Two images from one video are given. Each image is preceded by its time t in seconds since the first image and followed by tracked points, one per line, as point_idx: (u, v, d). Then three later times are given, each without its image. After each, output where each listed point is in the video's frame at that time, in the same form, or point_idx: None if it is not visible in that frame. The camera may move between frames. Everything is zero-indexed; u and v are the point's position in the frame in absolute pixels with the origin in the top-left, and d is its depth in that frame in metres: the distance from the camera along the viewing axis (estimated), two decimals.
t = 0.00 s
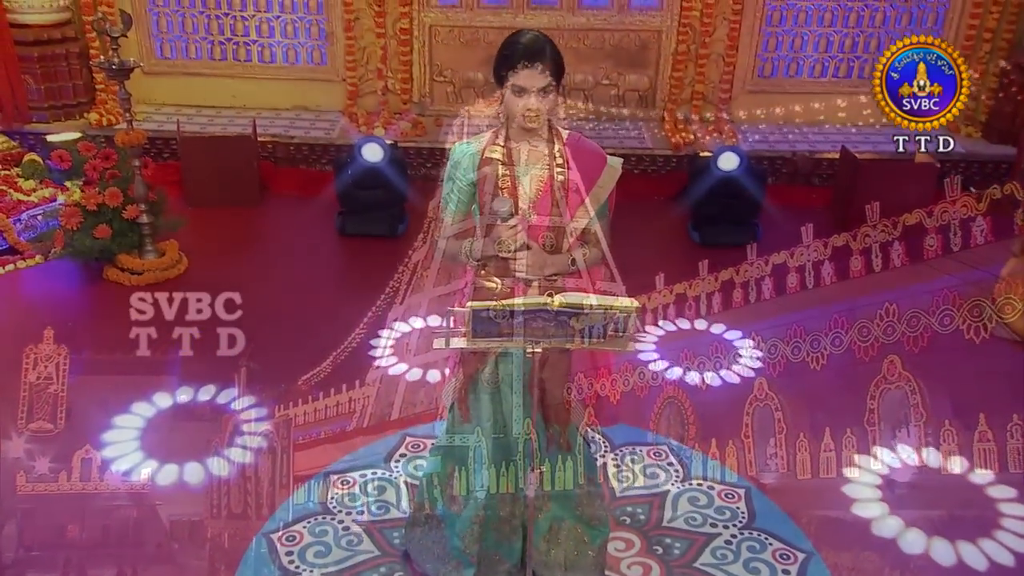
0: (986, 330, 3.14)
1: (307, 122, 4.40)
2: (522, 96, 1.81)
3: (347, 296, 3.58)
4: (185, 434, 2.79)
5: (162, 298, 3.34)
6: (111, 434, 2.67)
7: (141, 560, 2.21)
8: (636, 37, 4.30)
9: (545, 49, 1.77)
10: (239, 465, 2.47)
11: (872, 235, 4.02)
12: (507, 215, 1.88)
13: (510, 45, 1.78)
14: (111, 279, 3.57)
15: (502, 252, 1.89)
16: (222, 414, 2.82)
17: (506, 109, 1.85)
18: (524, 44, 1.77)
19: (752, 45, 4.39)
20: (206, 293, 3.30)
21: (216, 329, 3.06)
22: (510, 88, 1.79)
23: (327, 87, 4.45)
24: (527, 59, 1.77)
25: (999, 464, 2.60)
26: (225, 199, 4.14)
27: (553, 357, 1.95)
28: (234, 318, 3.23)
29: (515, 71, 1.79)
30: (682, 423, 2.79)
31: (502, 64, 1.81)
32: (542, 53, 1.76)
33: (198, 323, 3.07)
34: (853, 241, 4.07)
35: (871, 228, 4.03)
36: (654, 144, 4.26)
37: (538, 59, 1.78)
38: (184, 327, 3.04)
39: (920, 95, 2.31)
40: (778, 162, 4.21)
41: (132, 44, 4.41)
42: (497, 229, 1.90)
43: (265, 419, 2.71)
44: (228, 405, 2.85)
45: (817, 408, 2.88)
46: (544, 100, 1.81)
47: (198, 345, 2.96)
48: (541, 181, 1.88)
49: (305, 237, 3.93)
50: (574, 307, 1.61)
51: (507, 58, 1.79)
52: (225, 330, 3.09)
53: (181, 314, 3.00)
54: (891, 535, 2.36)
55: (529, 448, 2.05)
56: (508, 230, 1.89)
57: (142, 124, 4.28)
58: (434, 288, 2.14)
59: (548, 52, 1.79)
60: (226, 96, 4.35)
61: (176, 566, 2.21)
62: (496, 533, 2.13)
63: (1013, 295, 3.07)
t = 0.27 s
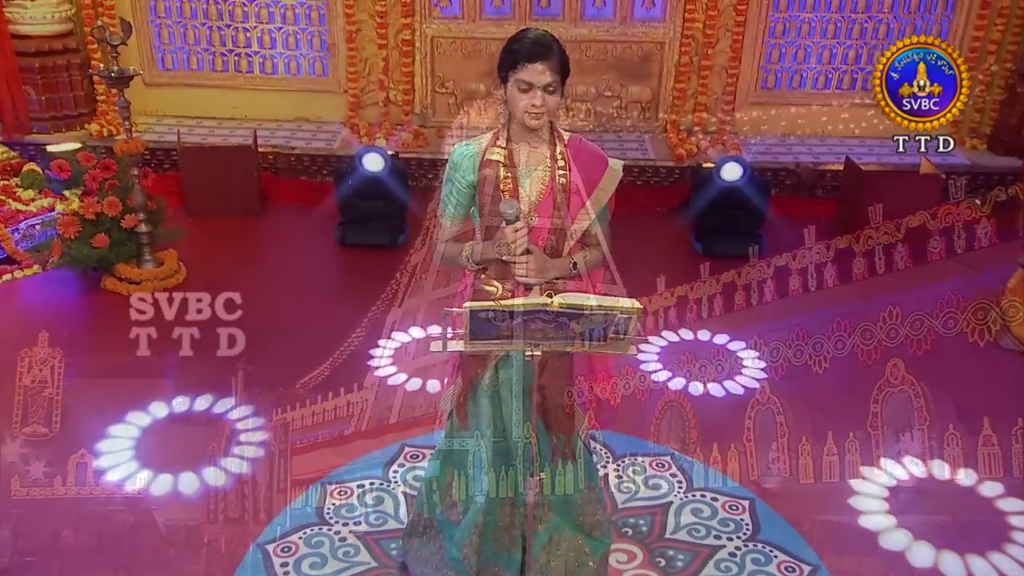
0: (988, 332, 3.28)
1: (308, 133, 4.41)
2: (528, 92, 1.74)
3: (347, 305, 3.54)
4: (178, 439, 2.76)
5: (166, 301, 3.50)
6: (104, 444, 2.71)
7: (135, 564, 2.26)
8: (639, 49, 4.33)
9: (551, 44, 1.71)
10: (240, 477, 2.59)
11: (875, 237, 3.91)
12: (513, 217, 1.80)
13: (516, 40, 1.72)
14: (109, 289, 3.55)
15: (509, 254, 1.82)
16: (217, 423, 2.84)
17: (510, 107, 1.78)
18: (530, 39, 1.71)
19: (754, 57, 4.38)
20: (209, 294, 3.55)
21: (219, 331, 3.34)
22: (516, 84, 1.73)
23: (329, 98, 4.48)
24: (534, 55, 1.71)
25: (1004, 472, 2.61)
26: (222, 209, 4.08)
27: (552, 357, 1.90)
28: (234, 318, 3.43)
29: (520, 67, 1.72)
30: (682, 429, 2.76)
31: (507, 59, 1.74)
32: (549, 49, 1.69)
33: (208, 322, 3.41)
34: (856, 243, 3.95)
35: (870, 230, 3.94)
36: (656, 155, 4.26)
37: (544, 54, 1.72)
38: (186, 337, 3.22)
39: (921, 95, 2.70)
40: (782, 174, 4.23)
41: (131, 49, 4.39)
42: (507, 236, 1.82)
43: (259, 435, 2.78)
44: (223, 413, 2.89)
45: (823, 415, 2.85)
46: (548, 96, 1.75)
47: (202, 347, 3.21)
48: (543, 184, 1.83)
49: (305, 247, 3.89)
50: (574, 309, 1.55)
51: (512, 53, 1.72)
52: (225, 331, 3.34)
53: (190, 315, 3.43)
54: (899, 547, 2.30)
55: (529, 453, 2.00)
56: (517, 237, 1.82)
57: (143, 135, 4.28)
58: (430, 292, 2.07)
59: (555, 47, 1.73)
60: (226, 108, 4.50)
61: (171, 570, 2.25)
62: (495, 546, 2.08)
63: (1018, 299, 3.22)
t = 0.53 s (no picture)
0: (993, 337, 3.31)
1: (309, 147, 4.39)
2: (529, 88, 1.71)
3: (346, 316, 3.49)
4: (172, 450, 2.72)
5: (165, 301, 3.52)
6: (97, 456, 2.69)
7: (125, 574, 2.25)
8: (641, 62, 4.30)
9: (552, 40, 1.70)
10: (231, 488, 2.56)
11: (880, 239, 3.87)
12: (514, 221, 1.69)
13: (518, 36, 1.70)
14: (105, 300, 3.52)
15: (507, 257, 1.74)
16: (212, 434, 2.80)
17: (510, 105, 1.75)
18: (532, 35, 1.70)
19: (758, 71, 4.33)
20: (209, 294, 3.58)
21: (219, 332, 3.37)
22: (516, 78, 1.70)
23: (330, 112, 4.47)
24: (535, 50, 1.69)
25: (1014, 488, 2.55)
26: (221, 221, 4.03)
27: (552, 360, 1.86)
28: (234, 318, 3.47)
29: (522, 62, 1.70)
30: (685, 439, 2.70)
31: (508, 55, 1.72)
32: (551, 43, 1.68)
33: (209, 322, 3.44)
34: (860, 245, 3.92)
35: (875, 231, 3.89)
36: (658, 169, 4.22)
37: (546, 50, 1.70)
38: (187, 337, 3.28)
39: (922, 94, 3.71)
40: (785, 188, 4.20)
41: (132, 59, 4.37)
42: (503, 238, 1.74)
43: (255, 447, 2.74)
44: (219, 424, 2.84)
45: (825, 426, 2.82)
46: (549, 93, 1.72)
47: (202, 347, 3.25)
48: (543, 185, 1.79)
49: (304, 259, 3.86)
50: (573, 310, 1.50)
51: (514, 48, 1.70)
52: (226, 331, 3.36)
53: (190, 315, 3.46)
54: (907, 562, 2.24)
55: (528, 458, 1.95)
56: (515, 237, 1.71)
57: (143, 148, 4.27)
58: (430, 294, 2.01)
59: (557, 45, 1.71)
60: (227, 122, 4.49)
61: None
62: (494, 559, 2.03)
63: None
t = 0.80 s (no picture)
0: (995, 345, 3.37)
1: (307, 162, 4.38)
2: (515, 90, 1.70)
3: (342, 330, 3.46)
4: (162, 464, 2.67)
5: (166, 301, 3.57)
6: (85, 471, 2.64)
7: None
8: (640, 78, 4.29)
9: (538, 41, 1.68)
10: (221, 503, 2.51)
11: (881, 254, 3.84)
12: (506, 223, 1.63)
13: (503, 38, 1.69)
14: (99, 315, 3.48)
15: (501, 260, 1.68)
16: (204, 448, 2.75)
17: (500, 107, 1.74)
18: (517, 36, 1.69)
19: (757, 87, 4.32)
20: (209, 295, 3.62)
21: (218, 330, 3.42)
22: (503, 80, 1.68)
23: (329, 127, 4.46)
24: (520, 51, 1.67)
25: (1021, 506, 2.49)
26: (218, 236, 4.00)
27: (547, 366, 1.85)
28: (233, 319, 3.51)
29: (508, 63, 1.69)
30: (685, 454, 2.66)
31: (494, 57, 1.71)
32: (535, 44, 1.66)
33: (208, 322, 3.48)
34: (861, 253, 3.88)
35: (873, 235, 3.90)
36: (657, 184, 4.21)
37: (531, 51, 1.69)
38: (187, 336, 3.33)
39: (918, 96, 4.24)
40: (784, 204, 4.19)
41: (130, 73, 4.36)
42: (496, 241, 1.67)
43: (247, 461, 2.69)
44: (211, 438, 2.79)
45: (828, 441, 2.77)
46: (537, 94, 1.71)
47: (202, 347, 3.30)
48: (538, 187, 1.75)
49: (301, 274, 3.82)
50: (569, 312, 1.45)
51: (499, 50, 1.69)
52: (226, 331, 3.41)
53: (190, 315, 3.50)
54: None
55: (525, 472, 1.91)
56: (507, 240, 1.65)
57: (140, 163, 4.26)
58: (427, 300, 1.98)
59: (544, 45, 1.70)
60: (225, 137, 4.48)
61: None
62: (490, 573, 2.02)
63: None
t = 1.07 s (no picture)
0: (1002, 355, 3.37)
1: (307, 176, 4.37)
2: (502, 95, 1.67)
3: (340, 344, 3.43)
4: (154, 477, 2.63)
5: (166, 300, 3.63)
6: (75, 483, 2.60)
7: None
8: (639, 92, 4.29)
9: (520, 43, 1.65)
10: (214, 517, 2.46)
11: (883, 269, 3.81)
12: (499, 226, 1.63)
13: (486, 44, 1.67)
14: (94, 327, 3.46)
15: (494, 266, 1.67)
16: (198, 460, 2.71)
17: (490, 113, 1.72)
18: (499, 40, 1.66)
19: (757, 102, 4.31)
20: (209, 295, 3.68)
21: (217, 329, 3.47)
22: (489, 86, 1.66)
23: (328, 141, 4.45)
24: (503, 55, 1.65)
25: None
26: (216, 250, 3.98)
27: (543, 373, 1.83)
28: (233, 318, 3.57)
29: (493, 69, 1.67)
30: (685, 468, 2.62)
31: (479, 64, 1.69)
32: (517, 46, 1.63)
33: (209, 322, 3.53)
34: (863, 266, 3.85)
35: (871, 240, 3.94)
36: (658, 198, 4.19)
37: (516, 54, 1.66)
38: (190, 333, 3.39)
39: (919, 97, 4.24)
40: (786, 218, 4.16)
41: (130, 87, 4.36)
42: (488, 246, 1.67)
43: (241, 474, 2.65)
44: (205, 451, 2.75)
45: (830, 455, 2.73)
46: (525, 97, 1.68)
47: (202, 347, 3.35)
48: (532, 191, 1.73)
49: (298, 287, 3.80)
50: (565, 314, 1.42)
51: (483, 56, 1.67)
52: (226, 331, 3.46)
53: (190, 314, 3.56)
54: None
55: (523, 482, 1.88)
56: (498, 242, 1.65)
57: (138, 178, 4.25)
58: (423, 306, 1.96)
59: (527, 46, 1.67)
60: (225, 152, 4.48)
61: None
62: None
63: None
